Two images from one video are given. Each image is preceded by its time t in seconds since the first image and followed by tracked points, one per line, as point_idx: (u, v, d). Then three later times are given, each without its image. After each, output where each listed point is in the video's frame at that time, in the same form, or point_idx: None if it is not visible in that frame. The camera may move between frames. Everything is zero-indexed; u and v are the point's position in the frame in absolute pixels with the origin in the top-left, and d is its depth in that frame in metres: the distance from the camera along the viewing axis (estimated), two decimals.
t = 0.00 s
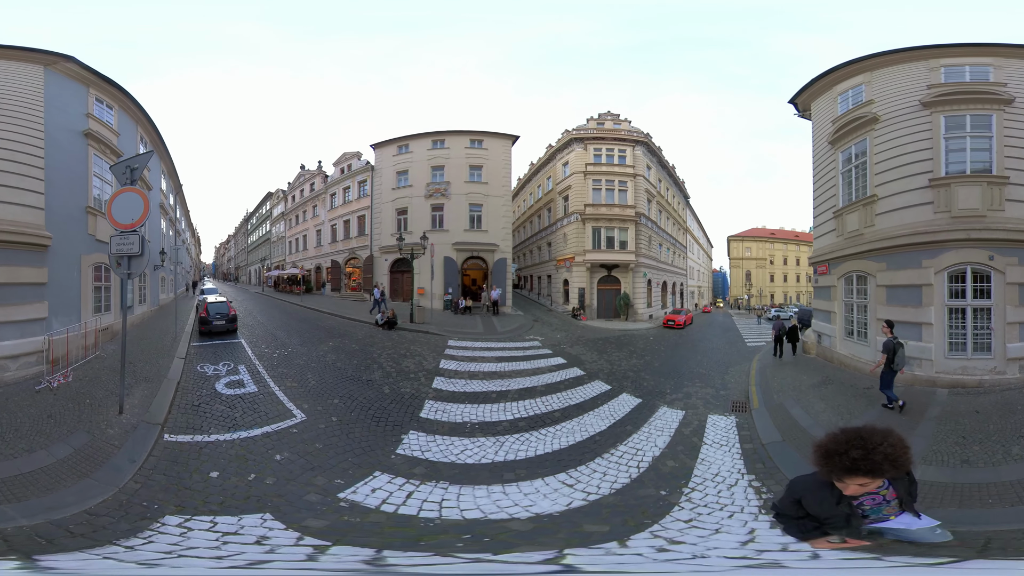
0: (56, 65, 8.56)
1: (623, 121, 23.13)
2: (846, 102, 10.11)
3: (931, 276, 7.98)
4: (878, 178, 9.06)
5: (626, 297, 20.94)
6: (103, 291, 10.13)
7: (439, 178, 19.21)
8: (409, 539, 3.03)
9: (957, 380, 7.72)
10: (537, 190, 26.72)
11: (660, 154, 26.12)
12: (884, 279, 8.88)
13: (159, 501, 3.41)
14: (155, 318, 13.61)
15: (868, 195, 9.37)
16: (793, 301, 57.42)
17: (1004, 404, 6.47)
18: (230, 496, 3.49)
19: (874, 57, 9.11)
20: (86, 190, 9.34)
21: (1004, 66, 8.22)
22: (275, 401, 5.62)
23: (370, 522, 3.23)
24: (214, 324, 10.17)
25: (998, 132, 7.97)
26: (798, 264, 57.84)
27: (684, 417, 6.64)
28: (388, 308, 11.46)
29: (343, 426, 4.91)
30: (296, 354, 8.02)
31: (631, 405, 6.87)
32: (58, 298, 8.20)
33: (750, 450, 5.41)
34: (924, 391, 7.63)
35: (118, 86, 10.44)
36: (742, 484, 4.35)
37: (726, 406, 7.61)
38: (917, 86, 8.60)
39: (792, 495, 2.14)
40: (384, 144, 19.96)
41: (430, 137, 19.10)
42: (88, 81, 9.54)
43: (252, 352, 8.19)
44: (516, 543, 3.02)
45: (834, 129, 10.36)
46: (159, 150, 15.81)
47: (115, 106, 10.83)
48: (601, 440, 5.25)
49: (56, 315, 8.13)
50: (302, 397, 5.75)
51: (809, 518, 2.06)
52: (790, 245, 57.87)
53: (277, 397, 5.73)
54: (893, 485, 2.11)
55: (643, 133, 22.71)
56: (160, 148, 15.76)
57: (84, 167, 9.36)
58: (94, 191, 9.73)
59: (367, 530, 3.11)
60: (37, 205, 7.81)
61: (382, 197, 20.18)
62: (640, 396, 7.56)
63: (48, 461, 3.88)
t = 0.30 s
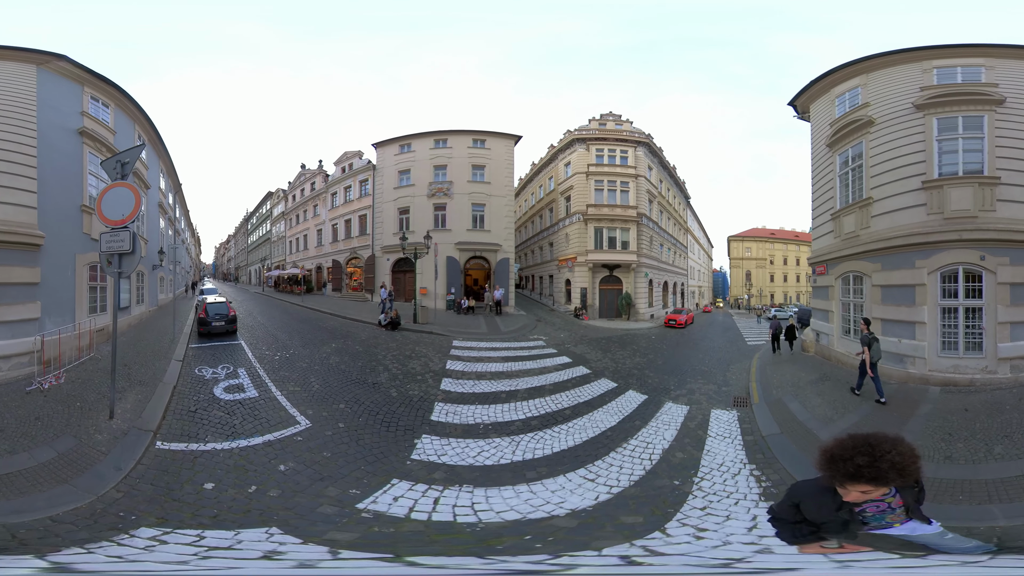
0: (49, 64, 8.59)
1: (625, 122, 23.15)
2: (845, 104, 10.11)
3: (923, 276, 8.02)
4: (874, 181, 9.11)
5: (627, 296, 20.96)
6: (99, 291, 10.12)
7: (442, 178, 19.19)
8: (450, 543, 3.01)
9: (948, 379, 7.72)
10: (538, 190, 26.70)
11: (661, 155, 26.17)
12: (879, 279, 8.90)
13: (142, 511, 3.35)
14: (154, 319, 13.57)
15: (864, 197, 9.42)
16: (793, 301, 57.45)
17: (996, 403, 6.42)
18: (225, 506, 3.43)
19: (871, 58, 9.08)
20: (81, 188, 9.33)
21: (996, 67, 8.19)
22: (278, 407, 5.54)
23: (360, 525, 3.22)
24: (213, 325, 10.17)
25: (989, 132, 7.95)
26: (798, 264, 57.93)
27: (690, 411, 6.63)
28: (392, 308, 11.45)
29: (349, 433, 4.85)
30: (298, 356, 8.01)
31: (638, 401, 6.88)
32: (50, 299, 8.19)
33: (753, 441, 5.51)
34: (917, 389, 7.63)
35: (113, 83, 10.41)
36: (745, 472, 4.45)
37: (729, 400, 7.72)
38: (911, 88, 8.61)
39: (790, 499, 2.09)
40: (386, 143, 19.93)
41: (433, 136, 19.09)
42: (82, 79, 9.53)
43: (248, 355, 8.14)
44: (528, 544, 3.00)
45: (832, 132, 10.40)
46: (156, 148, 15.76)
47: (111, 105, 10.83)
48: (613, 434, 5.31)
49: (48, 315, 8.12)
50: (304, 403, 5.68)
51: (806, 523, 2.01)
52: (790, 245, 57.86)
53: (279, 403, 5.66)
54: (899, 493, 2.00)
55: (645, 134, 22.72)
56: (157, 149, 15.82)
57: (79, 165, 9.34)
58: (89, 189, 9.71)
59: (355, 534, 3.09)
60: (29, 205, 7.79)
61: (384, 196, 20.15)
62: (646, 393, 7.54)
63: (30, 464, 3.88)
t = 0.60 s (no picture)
0: (40, 63, 8.62)
1: (627, 123, 23.19)
2: (841, 107, 10.20)
3: (915, 278, 8.10)
4: (869, 185, 9.22)
5: (629, 297, 21.00)
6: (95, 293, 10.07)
7: (445, 178, 19.23)
8: (493, 539, 3.13)
9: (939, 378, 7.74)
10: (540, 191, 26.73)
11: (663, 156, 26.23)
12: (874, 281, 9.01)
13: (121, 525, 3.26)
14: (152, 322, 13.50)
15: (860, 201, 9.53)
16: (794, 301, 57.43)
17: (985, 404, 6.40)
18: (217, 518, 3.35)
19: (866, 61, 9.17)
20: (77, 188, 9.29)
21: (987, 68, 8.18)
22: (281, 416, 5.41)
23: (352, 534, 3.16)
24: (211, 328, 10.15)
25: (981, 135, 7.89)
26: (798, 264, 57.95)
27: (694, 407, 6.78)
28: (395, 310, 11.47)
29: (364, 442, 4.75)
30: (300, 361, 7.97)
31: (645, 399, 6.93)
32: (42, 300, 8.21)
33: (755, 433, 5.68)
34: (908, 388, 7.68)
35: (108, 82, 10.36)
36: (746, 462, 4.67)
37: (728, 397, 7.78)
38: (904, 92, 8.68)
39: (795, 500, 2.08)
40: (388, 142, 19.93)
41: (435, 136, 19.12)
42: (78, 80, 9.60)
43: (248, 360, 8.09)
44: (538, 549, 2.96)
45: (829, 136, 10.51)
46: (156, 148, 15.84)
47: (107, 103, 10.79)
48: (625, 430, 5.42)
49: (40, 318, 8.15)
50: (307, 411, 5.57)
51: (811, 524, 2.01)
52: (789, 245, 57.92)
53: (280, 411, 5.53)
54: (910, 497, 2.07)
55: (646, 135, 22.74)
56: (156, 150, 15.92)
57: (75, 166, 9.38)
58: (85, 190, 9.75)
59: (346, 542, 3.04)
60: (19, 205, 7.81)
61: (387, 196, 20.11)
62: (654, 391, 7.56)
63: (7, 469, 3.90)
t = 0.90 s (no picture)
0: (31, 63, 8.67)
1: (630, 124, 23.23)
2: (839, 110, 10.27)
3: (907, 278, 8.24)
4: (864, 188, 9.38)
5: (632, 296, 21.04)
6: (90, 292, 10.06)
7: (448, 176, 19.25)
8: (547, 533, 3.18)
9: (931, 376, 7.82)
10: (542, 191, 26.79)
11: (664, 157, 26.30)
12: (869, 281, 9.19)
13: (93, 535, 3.11)
14: (151, 323, 13.44)
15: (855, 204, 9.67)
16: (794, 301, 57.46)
17: (975, 402, 6.41)
18: (202, 527, 3.24)
19: (860, 65, 9.31)
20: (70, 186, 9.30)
21: (978, 69, 8.21)
22: (284, 423, 5.25)
23: (344, 535, 3.13)
24: (211, 329, 10.15)
25: (972, 136, 7.90)
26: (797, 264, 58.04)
27: (698, 401, 6.89)
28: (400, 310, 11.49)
29: (379, 449, 4.67)
30: (302, 364, 7.89)
31: (651, 394, 7.06)
32: (34, 300, 8.23)
33: (755, 424, 5.89)
34: (899, 385, 7.78)
35: (101, 79, 10.32)
36: (748, 451, 4.84)
37: (730, 392, 7.80)
38: (896, 95, 8.76)
39: (793, 498, 2.03)
40: (391, 140, 19.90)
41: (439, 134, 19.13)
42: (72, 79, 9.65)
43: (247, 363, 7.97)
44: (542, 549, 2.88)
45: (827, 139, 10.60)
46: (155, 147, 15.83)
47: (102, 101, 10.78)
48: (635, 424, 5.54)
49: (31, 318, 8.16)
50: (313, 417, 5.45)
51: (809, 521, 1.95)
52: (790, 245, 58.01)
53: (278, 418, 5.37)
54: (906, 495, 1.96)
55: (648, 136, 22.77)
56: (155, 149, 16.00)
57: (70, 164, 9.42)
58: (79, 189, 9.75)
59: (337, 544, 2.98)
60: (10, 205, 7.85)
61: (389, 194, 20.10)
62: (659, 387, 7.62)
63: None
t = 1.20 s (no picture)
0: (22, 62, 8.70)
1: (632, 124, 23.28)
2: (836, 113, 10.35)
3: (899, 277, 8.38)
4: (858, 191, 9.50)
5: (634, 296, 21.09)
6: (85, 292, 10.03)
7: (451, 176, 19.29)
8: (607, 526, 3.24)
9: (922, 373, 7.94)
10: (544, 191, 26.83)
11: (665, 158, 26.39)
12: (863, 281, 9.35)
13: (58, 541, 3.02)
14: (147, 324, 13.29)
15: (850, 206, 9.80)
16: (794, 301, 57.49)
17: (964, 400, 6.45)
18: (183, 536, 3.11)
19: (855, 67, 9.41)
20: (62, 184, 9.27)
21: (968, 70, 8.22)
22: (286, 433, 4.98)
23: (332, 539, 3.05)
24: (209, 331, 10.07)
25: (962, 137, 7.94)
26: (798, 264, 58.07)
27: (703, 395, 7.16)
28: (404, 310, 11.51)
29: (384, 457, 4.47)
30: (306, 367, 7.72)
31: (658, 390, 7.24)
32: (23, 300, 8.25)
33: (755, 416, 6.16)
34: (891, 381, 7.93)
35: (93, 76, 10.23)
36: (750, 440, 5.11)
37: (731, 387, 8.07)
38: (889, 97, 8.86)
39: (778, 502, 1.98)
40: (394, 139, 19.92)
41: (442, 133, 19.17)
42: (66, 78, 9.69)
43: (248, 366, 7.74)
44: (541, 552, 2.76)
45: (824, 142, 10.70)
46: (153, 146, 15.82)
47: (96, 99, 10.71)
48: (646, 418, 5.74)
49: (21, 318, 8.21)
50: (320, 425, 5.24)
51: (793, 526, 1.89)
52: (790, 246, 58.17)
53: (274, 429, 5.08)
54: (903, 502, 1.86)
55: (651, 137, 22.82)
56: (154, 148, 16.05)
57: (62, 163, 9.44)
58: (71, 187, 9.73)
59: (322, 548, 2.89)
60: None
61: (392, 193, 20.12)
62: (664, 383, 7.80)
63: None
